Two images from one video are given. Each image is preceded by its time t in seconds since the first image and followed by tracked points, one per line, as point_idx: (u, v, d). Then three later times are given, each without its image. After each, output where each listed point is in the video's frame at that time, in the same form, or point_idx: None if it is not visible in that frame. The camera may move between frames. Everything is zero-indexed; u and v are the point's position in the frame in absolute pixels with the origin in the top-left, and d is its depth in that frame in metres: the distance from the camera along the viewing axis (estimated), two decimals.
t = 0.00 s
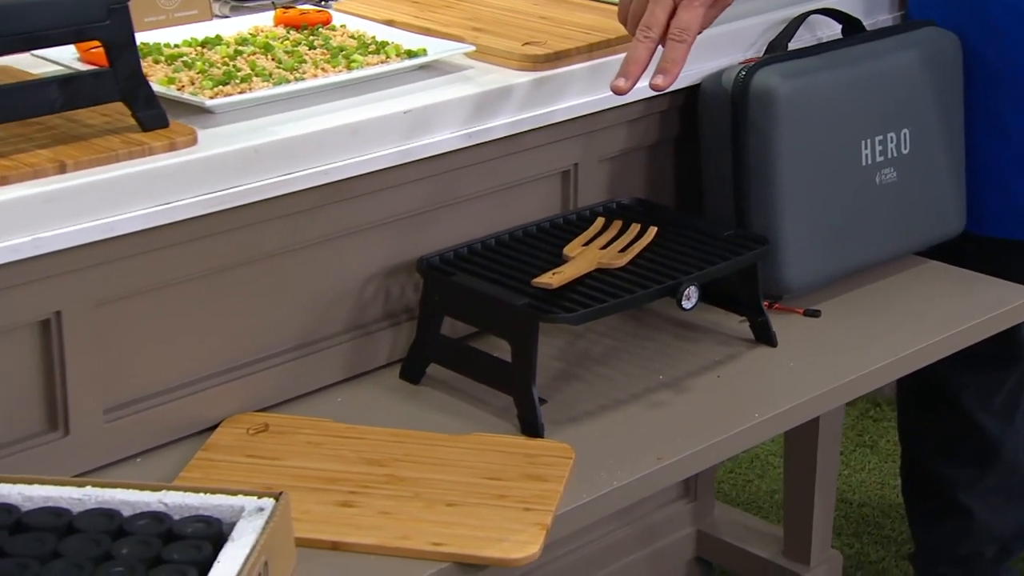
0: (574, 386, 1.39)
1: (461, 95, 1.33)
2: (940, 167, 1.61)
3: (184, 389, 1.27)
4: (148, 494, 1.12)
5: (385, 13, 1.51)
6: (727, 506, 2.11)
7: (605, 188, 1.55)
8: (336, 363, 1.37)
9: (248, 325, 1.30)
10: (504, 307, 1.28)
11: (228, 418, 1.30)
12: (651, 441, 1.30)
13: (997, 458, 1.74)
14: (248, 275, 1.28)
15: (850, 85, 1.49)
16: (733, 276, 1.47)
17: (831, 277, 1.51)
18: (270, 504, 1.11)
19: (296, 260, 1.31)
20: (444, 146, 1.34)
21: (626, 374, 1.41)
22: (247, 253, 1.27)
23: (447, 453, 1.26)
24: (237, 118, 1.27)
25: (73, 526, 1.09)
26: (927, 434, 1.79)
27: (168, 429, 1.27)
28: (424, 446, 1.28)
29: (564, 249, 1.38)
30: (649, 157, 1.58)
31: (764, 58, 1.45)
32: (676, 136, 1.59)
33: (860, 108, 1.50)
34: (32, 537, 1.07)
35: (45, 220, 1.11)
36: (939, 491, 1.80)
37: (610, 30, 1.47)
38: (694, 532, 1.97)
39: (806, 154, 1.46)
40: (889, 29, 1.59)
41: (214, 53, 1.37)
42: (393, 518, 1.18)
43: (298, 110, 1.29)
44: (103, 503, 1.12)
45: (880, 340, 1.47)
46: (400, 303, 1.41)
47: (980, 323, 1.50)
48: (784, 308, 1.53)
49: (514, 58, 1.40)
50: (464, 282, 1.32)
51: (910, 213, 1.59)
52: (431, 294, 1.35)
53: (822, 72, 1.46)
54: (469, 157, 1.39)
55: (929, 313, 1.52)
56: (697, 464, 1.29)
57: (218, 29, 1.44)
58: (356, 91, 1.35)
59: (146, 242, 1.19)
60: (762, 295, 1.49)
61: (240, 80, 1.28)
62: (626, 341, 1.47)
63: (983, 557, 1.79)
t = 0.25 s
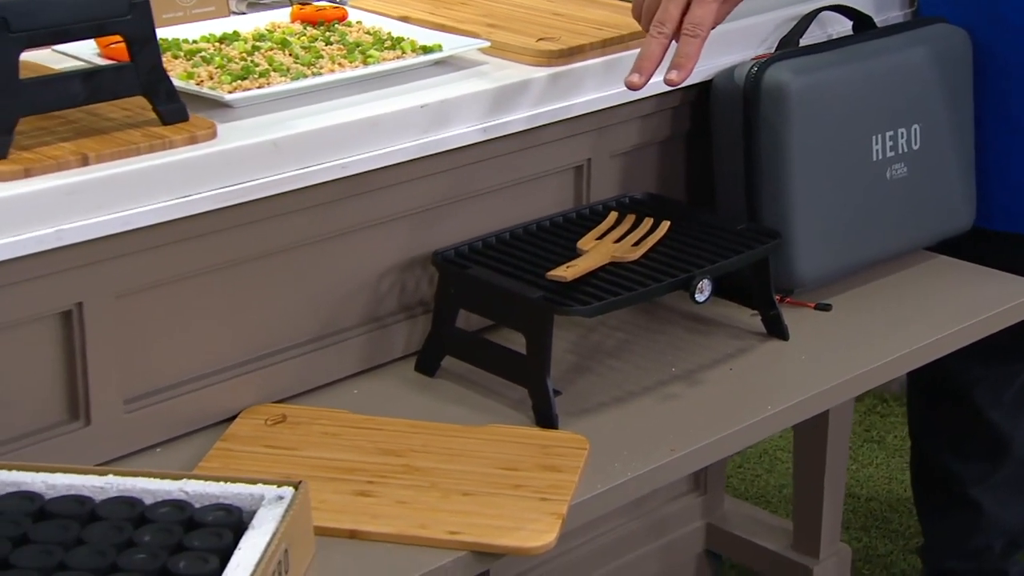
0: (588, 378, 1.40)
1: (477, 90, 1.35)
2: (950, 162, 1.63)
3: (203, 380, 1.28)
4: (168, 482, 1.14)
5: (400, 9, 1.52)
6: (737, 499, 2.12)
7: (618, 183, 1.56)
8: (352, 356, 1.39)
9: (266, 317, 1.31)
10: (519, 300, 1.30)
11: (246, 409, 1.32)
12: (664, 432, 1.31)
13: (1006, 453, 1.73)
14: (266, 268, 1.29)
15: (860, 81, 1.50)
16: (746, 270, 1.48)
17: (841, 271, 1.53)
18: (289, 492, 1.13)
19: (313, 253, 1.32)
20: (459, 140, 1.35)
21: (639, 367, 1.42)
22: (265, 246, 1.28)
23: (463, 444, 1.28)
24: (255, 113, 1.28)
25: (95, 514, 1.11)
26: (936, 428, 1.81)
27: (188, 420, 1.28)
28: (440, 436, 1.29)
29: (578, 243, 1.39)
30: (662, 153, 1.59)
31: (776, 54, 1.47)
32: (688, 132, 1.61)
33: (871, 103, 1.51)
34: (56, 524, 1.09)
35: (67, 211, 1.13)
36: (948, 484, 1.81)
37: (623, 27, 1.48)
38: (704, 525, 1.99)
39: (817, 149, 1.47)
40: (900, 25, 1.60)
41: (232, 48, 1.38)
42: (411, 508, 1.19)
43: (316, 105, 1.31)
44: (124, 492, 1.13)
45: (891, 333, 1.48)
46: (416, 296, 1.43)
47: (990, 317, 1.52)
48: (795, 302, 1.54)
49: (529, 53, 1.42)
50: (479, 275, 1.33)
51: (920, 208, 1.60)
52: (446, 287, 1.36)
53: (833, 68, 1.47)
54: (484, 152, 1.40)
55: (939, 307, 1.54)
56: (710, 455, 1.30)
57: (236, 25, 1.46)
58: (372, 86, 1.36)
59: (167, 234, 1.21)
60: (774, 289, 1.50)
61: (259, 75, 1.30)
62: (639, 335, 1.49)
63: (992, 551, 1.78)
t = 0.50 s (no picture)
0: (600, 370, 1.41)
1: (492, 84, 1.36)
2: (959, 158, 1.64)
3: (220, 371, 1.30)
4: (188, 471, 1.15)
5: (414, 5, 1.54)
6: (745, 492, 2.13)
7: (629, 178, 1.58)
8: (367, 347, 1.40)
9: (282, 309, 1.33)
10: (533, 292, 1.31)
11: (264, 399, 1.33)
12: (676, 423, 1.33)
13: (1015, 447, 1.74)
14: (283, 260, 1.31)
15: (870, 77, 1.51)
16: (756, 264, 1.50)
17: (851, 265, 1.54)
18: (308, 480, 1.14)
19: (329, 245, 1.34)
20: (474, 134, 1.37)
21: (651, 359, 1.43)
22: (282, 239, 1.29)
23: (478, 434, 1.29)
24: (273, 107, 1.30)
25: (116, 501, 1.12)
26: (943, 422, 1.82)
27: (205, 410, 1.30)
28: (455, 427, 1.30)
29: (591, 236, 1.41)
30: (672, 148, 1.61)
31: (787, 49, 1.48)
32: (698, 127, 1.62)
33: (881, 98, 1.53)
34: (79, 511, 1.10)
35: (89, 203, 1.14)
36: (955, 478, 1.82)
37: (635, 22, 1.50)
38: (713, 518, 2.00)
39: (827, 143, 1.48)
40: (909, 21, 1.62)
41: (249, 43, 1.40)
42: (426, 497, 1.20)
43: (332, 99, 1.32)
44: (145, 480, 1.15)
45: (901, 326, 1.49)
46: (430, 289, 1.44)
47: (998, 310, 1.53)
48: (805, 295, 1.55)
49: (542, 49, 1.43)
50: (493, 268, 1.35)
51: (929, 202, 1.61)
52: (460, 279, 1.38)
53: (843, 63, 1.49)
54: (498, 145, 1.41)
55: (948, 300, 1.55)
56: (722, 446, 1.31)
57: (252, 20, 1.47)
58: (387, 81, 1.38)
59: (186, 226, 1.22)
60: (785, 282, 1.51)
61: (276, 69, 1.31)
62: (650, 327, 1.50)
63: (1001, 543, 1.77)
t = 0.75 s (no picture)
0: (610, 362, 1.43)
1: (503, 78, 1.38)
2: (965, 153, 1.65)
3: (235, 362, 1.31)
4: (205, 459, 1.17)
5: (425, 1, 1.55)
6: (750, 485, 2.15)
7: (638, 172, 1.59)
8: (380, 339, 1.42)
9: (296, 300, 1.34)
10: (544, 284, 1.32)
11: (278, 390, 1.35)
12: (686, 414, 1.34)
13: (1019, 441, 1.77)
14: (296, 252, 1.32)
15: (877, 72, 1.53)
16: (764, 257, 1.51)
17: (858, 258, 1.55)
18: (322, 469, 1.16)
19: (343, 238, 1.35)
20: (486, 128, 1.38)
21: (661, 351, 1.45)
22: (296, 231, 1.31)
23: (490, 425, 1.30)
24: (287, 101, 1.31)
25: (135, 489, 1.14)
26: (948, 414, 1.84)
27: (220, 401, 1.31)
28: (467, 417, 1.32)
29: (601, 229, 1.42)
30: (680, 142, 1.62)
31: (794, 44, 1.49)
32: (706, 123, 1.64)
33: (887, 93, 1.54)
34: (98, 499, 1.12)
35: (107, 195, 1.15)
36: (960, 470, 1.83)
37: (644, 18, 1.52)
38: (719, 510, 2.01)
39: (835, 137, 1.49)
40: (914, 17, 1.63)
41: (263, 39, 1.41)
42: (440, 486, 1.22)
43: (346, 93, 1.34)
44: (163, 469, 1.16)
45: (907, 319, 1.50)
46: (441, 281, 1.46)
47: (1003, 303, 1.54)
48: (813, 289, 1.57)
49: (553, 44, 1.45)
50: (504, 260, 1.36)
51: (935, 197, 1.63)
52: (472, 272, 1.39)
53: (851, 59, 1.50)
54: (508, 139, 1.43)
55: (954, 294, 1.56)
56: (732, 436, 1.33)
57: (265, 16, 1.49)
58: (399, 75, 1.39)
59: (202, 219, 1.23)
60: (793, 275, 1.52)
61: (290, 64, 1.32)
62: (659, 320, 1.51)
63: (1004, 534, 1.80)
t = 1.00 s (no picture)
0: (618, 353, 1.45)
1: (512, 73, 1.39)
2: (968, 148, 1.67)
3: (249, 353, 1.33)
4: (221, 447, 1.19)
5: None
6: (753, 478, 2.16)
7: (645, 167, 1.61)
8: (391, 331, 1.43)
9: (309, 292, 1.36)
10: (553, 276, 1.34)
11: (291, 381, 1.36)
12: (694, 404, 1.36)
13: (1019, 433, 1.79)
14: (309, 245, 1.34)
15: (881, 67, 1.54)
16: (770, 250, 1.53)
17: (862, 252, 1.57)
18: (337, 457, 1.18)
19: (354, 230, 1.37)
20: (496, 122, 1.40)
21: (668, 342, 1.47)
22: (309, 224, 1.33)
23: (500, 415, 1.32)
24: (300, 95, 1.33)
25: (152, 477, 1.16)
26: (948, 406, 1.85)
27: (234, 392, 1.33)
28: (478, 407, 1.33)
29: (609, 223, 1.43)
30: (686, 137, 1.64)
31: (800, 40, 1.51)
32: (712, 118, 1.65)
33: (891, 89, 1.56)
34: (117, 486, 1.13)
35: (125, 188, 1.17)
36: (961, 462, 1.85)
37: (651, 14, 1.53)
38: (722, 502, 2.03)
39: (839, 132, 1.51)
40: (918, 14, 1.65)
41: (275, 34, 1.43)
42: (452, 474, 1.23)
43: (357, 88, 1.35)
44: (179, 456, 1.18)
45: (912, 312, 1.52)
46: (451, 274, 1.47)
47: (1006, 296, 1.56)
48: (817, 282, 1.58)
49: (561, 39, 1.47)
50: (514, 253, 1.38)
51: (938, 191, 1.64)
52: (482, 265, 1.41)
53: (855, 54, 1.52)
54: (517, 134, 1.45)
55: (958, 288, 1.58)
56: (740, 426, 1.34)
57: (277, 12, 1.50)
58: (410, 70, 1.41)
59: (217, 211, 1.25)
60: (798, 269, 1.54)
61: (302, 59, 1.34)
62: (666, 312, 1.53)
63: (1004, 527, 1.83)
